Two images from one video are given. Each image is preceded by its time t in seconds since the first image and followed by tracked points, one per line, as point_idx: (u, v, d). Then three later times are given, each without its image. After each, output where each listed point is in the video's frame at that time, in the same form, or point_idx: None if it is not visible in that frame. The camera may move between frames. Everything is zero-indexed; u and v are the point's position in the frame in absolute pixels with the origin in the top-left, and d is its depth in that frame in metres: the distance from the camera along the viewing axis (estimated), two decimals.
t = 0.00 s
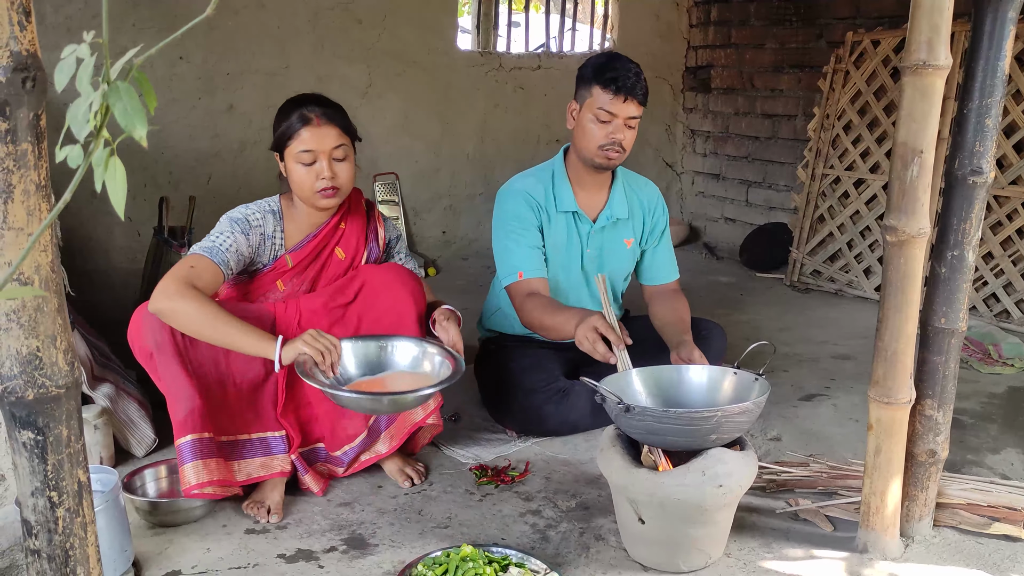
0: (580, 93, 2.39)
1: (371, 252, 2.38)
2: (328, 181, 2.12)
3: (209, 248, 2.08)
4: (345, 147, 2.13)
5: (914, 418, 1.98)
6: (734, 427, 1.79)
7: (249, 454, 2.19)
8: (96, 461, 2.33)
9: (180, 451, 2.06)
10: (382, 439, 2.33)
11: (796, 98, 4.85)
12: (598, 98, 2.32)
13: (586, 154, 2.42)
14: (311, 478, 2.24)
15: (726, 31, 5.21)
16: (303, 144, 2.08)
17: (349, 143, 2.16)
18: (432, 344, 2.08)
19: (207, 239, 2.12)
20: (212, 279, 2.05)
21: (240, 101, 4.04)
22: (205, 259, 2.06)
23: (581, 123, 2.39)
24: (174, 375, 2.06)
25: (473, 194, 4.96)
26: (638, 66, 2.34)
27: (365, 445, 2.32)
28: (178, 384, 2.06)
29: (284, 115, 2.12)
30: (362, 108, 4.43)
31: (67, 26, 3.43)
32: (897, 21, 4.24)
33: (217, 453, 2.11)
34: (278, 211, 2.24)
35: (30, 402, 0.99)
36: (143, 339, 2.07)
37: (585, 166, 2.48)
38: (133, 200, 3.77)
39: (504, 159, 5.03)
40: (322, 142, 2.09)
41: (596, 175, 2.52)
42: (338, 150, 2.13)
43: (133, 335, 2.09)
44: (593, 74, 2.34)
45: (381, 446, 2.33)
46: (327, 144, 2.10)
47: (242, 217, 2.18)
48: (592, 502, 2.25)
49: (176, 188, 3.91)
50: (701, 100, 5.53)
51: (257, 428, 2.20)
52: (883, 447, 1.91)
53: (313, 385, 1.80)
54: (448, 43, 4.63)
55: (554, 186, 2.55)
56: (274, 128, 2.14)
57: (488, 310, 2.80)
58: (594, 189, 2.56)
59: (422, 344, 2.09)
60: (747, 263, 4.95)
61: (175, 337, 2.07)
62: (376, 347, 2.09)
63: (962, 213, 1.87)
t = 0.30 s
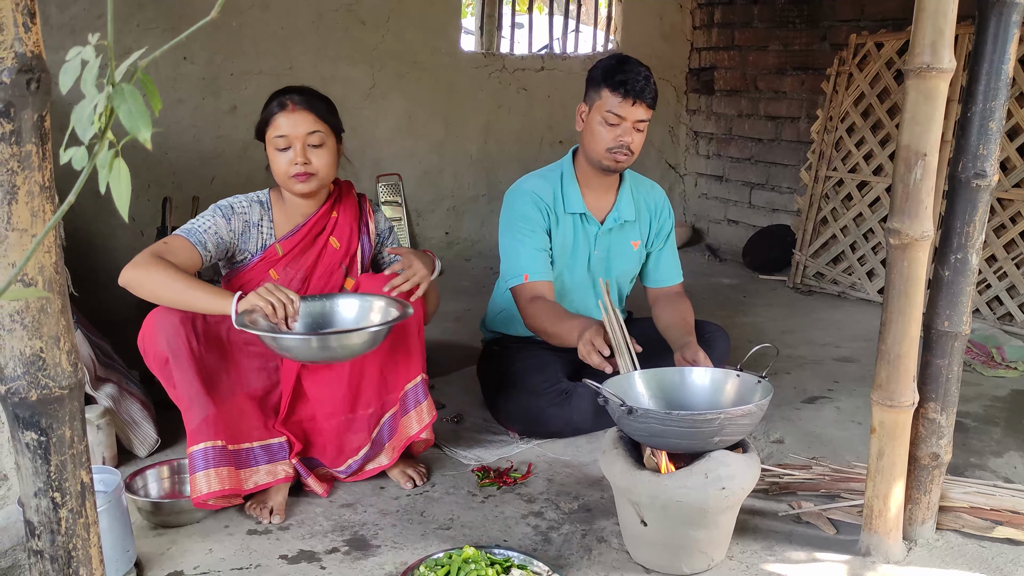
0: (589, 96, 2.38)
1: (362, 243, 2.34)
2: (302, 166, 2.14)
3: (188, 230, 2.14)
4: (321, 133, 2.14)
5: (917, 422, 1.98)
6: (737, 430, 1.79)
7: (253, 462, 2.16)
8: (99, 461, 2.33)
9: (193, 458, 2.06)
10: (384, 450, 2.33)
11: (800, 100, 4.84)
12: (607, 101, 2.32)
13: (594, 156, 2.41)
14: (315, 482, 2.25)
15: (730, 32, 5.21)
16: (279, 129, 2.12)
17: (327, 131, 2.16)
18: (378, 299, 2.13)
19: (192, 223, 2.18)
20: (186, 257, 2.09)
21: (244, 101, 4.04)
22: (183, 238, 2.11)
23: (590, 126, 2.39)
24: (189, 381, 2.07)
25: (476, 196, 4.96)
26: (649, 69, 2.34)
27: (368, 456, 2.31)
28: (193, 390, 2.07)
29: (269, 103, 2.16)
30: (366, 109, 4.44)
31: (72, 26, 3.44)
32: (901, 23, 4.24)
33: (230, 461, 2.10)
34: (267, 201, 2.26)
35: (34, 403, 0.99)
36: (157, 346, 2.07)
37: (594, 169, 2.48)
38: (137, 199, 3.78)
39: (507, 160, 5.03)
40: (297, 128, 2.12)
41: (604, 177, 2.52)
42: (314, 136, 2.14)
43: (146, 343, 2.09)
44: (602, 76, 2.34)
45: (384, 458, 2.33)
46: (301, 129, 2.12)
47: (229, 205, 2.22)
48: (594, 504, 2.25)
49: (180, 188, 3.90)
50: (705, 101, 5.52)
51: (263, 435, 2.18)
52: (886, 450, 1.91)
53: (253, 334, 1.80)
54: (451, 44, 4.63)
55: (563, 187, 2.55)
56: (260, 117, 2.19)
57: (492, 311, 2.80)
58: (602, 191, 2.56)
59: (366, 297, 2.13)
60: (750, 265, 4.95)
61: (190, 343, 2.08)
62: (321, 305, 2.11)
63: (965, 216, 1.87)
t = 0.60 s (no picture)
0: (599, 103, 2.36)
1: (355, 238, 2.33)
2: (268, 158, 2.15)
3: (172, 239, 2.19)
4: (288, 126, 2.15)
5: (922, 425, 1.97)
6: (742, 433, 1.79)
7: (263, 466, 2.14)
8: (103, 461, 2.34)
9: (215, 454, 2.07)
10: (385, 462, 2.29)
11: (804, 102, 4.84)
12: (617, 112, 2.30)
13: (602, 164, 2.41)
14: (321, 486, 2.25)
15: (735, 34, 5.21)
16: (248, 123, 2.15)
17: (299, 126, 2.17)
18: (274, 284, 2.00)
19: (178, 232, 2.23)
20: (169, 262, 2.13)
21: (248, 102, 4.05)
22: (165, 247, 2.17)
23: (599, 134, 2.38)
24: (216, 377, 2.07)
25: (480, 197, 4.96)
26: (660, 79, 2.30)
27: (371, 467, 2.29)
28: (219, 387, 2.07)
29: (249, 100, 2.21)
30: (370, 110, 4.44)
31: (77, 26, 3.45)
32: (906, 26, 4.24)
33: (251, 458, 2.10)
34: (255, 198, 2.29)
35: (41, 403, 0.99)
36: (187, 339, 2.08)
37: (601, 175, 2.47)
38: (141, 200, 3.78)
39: (511, 161, 5.02)
40: (262, 120, 2.14)
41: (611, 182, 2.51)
42: (281, 129, 2.15)
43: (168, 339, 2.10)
44: (616, 85, 2.30)
45: (384, 468, 2.30)
46: (266, 122, 2.14)
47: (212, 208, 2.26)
48: (598, 506, 2.25)
49: (185, 188, 3.91)
50: (709, 103, 5.51)
51: (277, 438, 2.16)
52: (891, 454, 1.91)
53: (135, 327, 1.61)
54: (456, 46, 4.63)
55: (569, 189, 2.54)
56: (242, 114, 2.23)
57: (495, 310, 2.80)
58: (608, 194, 2.55)
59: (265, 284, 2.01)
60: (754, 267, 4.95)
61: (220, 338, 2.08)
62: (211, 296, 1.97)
63: (972, 219, 1.86)
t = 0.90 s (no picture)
0: (604, 108, 2.35)
1: (347, 236, 2.32)
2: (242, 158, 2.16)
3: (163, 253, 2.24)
4: (258, 125, 2.15)
5: (926, 427, 1.97)
6: (745, 434, 1.79)
7: (273, 466, 2.14)
8: (106, 461, 2.34)
9: (229, 449, 2.07)
10: (387, 466, 2.29)
11: (807, 104, 4.84)
12: (623, 118, 2.29)
13: (609, 168, 2.41)
14: (325, 487, 2.25)
15: (738, 36, 5.21)
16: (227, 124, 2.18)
17: (270, 125, 2.16)
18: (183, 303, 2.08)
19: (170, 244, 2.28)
20: (160, 276, 2.18)
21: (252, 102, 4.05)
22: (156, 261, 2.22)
23: (605, 138, 2.37)
24: (234, 374, 2.06)
25: (483, 198, 4.96)
26: (666, 83, 2.29)
27: (371, 472, 2.28)
28: (236, 383, 2.07)
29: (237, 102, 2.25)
30: (374, 111, 4.45)
31: (81, 27, 3.45)
32: (910, 28, 4.24)
33: (266, 454, 2.10)
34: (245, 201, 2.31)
35: (47, 403, 0.99)
36: (205, 333, 2.06)
37: (608, 179, 2.47)
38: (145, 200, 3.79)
39: (514, 163, 5.03)
40: (234, 121, 2.16)
41: (618, 185, 2.50)
42: (252, 129, 2.15)
43: (190, 330, 2.07)
44: (623, 90, 2.29)
45: (385, 473, 2.29)
46: (238, 122, 2.15)
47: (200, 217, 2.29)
48: (601, 507, 2.25)
49: (188, 189, 3.92)
50: (712, 105, 5.51)
51: (284, 439, 2.16)
52: (895, 456, 1.90)
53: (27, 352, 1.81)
54: (459, 47, 4.63)
55: (578, 192, 2.53)
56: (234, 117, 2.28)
57: (500, 311, 2.79)
58: (617, 197, 2.54)
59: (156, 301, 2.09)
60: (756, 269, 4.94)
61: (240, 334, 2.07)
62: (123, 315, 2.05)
63: (976, 221, 1.86)
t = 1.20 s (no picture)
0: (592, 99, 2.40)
1: (339, 233, 2.32)
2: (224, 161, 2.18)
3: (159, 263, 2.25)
4: (237, 128, 2.15)
5: (927, 429, 1.97)
6: (747, 435, 1.79)
7: (275, 466, 2.13)
8: (108, 461, 2.34)
9: (233, 449, 2.06)
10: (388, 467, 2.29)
11: (809, 105, 4.84)
12: (604, 105, 2.33)
13: (598, 158, 2.43)
14: (327, 488, 2.25)
15: (740, 37, 5.21)
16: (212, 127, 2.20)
17: (248, 127, 2.16)
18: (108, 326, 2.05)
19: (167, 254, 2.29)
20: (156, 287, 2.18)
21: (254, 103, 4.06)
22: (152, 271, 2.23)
23: (593, 129, 2.41)
24: (235, 374, 2.06)
25: (484, 199, 4.97)
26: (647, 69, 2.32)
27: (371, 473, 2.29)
28: (237, 384, 2.06)
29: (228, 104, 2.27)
30: (376, 112, 4.46)
31: (83, 28, 3.46)
32: (911, 30, 4.25)
33: (269, 455, 2.10)
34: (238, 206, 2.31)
35: (49, 403, 0.99)
36: (205, 335, 2.06)
37: (602, 170, 2.49)
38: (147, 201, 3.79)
39: (515, 164, 5.03)
40: (217, 124, 2.17)
41: (615, 177, 2.52)
42: (232, 132, 2.16)
43: (192, 332, 2.07)
44: (601, 79, 2.34)
45: (386, 474, 2.29)
46: (220, 125, 2.17)
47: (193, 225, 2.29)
48: (602, 508, 2.25)
49: (190, 190, 3.92)
50: (714, 106, 5.51)
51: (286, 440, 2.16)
52: (896, 457, 1.90)
53: None
54: (461, 48, 4.64)
55: (575, 183, 2.55)
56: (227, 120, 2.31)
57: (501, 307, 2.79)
58: (615, 190, 2.55)
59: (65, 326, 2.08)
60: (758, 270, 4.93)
61: (239, 335, 2.07)
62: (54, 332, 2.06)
63: (977, 223, 1.86)
